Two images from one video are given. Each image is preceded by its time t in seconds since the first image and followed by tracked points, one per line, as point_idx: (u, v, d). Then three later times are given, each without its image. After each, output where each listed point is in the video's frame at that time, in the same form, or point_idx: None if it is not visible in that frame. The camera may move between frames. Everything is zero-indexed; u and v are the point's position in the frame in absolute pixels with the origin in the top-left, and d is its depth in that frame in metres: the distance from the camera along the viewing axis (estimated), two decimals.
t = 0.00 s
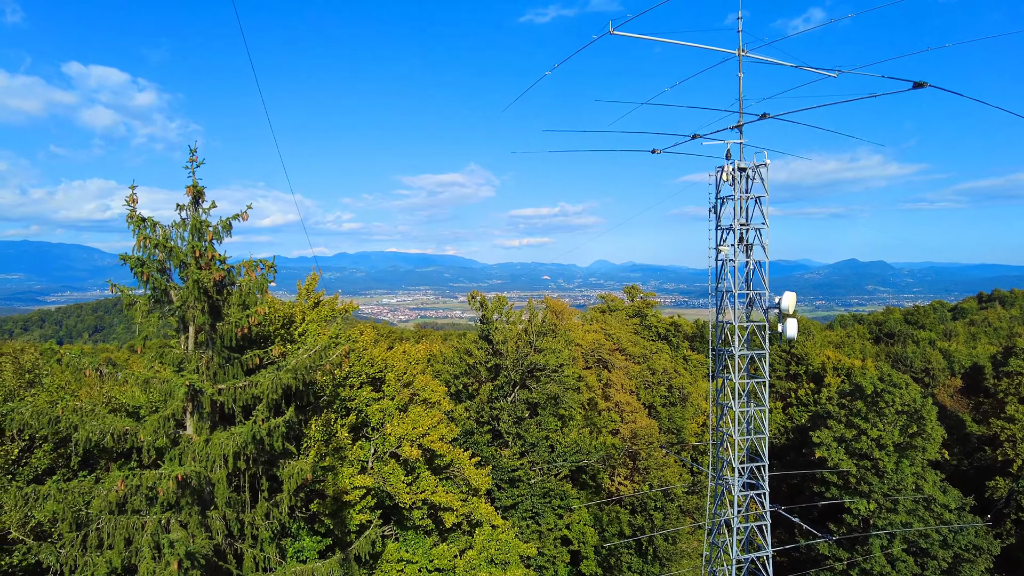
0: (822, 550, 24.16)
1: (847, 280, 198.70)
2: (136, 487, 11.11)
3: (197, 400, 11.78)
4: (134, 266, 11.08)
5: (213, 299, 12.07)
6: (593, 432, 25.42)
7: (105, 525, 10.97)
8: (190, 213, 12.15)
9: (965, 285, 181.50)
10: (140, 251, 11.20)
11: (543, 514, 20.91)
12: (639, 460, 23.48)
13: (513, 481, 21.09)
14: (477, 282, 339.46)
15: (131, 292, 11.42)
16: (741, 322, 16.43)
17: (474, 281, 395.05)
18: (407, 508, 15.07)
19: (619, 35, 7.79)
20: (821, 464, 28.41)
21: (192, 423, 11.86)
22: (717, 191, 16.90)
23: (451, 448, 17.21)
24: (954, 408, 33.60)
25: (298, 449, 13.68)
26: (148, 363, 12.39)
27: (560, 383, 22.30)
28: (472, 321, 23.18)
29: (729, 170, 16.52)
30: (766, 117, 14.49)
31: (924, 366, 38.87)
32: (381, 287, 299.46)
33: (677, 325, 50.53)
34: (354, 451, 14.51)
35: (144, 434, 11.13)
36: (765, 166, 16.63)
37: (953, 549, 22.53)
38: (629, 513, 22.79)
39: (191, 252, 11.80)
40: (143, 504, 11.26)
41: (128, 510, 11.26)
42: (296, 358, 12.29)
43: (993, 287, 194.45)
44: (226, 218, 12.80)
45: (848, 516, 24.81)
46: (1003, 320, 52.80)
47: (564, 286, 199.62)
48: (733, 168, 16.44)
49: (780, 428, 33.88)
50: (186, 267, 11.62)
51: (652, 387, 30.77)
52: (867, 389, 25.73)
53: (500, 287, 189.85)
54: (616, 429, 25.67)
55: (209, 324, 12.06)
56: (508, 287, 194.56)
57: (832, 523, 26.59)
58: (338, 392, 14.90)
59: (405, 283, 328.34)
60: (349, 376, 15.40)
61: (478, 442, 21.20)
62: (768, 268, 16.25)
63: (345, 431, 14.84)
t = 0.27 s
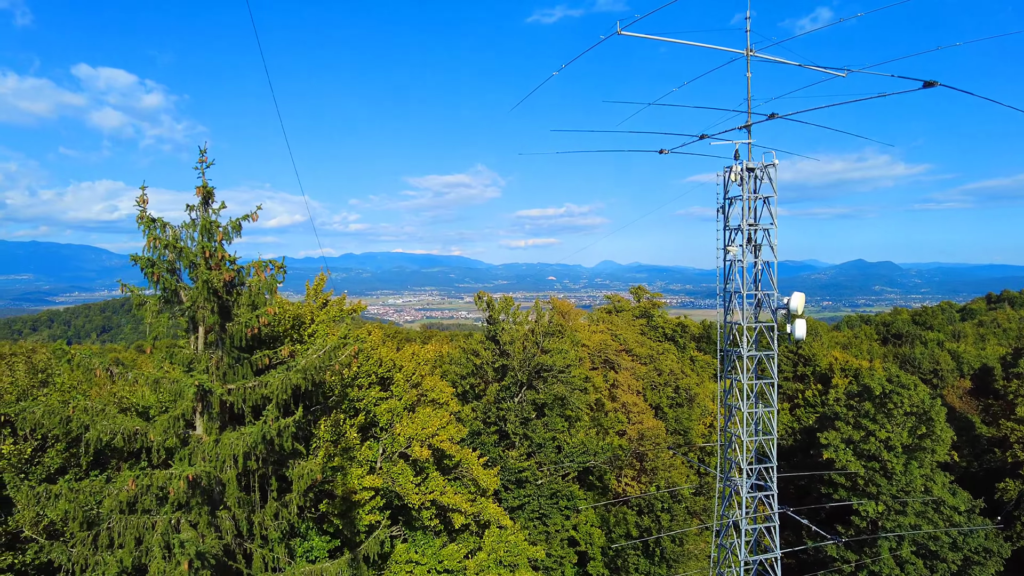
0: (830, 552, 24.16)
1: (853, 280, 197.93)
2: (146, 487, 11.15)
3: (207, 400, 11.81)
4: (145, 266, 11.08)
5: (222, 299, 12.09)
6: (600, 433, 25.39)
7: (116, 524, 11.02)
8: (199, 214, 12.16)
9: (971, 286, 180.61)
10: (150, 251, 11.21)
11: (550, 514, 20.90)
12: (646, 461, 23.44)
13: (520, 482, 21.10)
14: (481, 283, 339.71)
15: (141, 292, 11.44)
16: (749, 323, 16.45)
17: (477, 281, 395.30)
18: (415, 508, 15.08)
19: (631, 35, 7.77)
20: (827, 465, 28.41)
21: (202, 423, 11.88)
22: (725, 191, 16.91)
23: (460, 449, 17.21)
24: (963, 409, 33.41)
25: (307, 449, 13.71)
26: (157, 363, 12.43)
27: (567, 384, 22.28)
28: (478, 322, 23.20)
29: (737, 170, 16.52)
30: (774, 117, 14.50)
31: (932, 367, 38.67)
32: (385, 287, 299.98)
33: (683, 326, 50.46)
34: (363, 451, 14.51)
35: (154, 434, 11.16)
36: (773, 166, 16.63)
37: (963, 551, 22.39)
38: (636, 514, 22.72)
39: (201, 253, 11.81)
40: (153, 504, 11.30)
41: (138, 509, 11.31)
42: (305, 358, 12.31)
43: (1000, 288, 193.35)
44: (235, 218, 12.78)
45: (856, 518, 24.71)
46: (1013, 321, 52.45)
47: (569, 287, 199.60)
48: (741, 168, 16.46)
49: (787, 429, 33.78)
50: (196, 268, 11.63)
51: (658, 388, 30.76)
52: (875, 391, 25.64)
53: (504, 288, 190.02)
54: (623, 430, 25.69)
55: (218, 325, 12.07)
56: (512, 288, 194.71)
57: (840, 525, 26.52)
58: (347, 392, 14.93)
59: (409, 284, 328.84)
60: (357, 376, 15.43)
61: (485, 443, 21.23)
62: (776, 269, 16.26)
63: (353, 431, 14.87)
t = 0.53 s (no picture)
0: (840, 554, 24.00)
1: (859, 281, 196.98)
2: (159, 486, 11.21)
3: (219, 400, 11.84)
4: (157, 267, 11.13)
5: (235, 300, 12.11)
6: (609, 434, 25.38)
7: (129, 523, 11.08)
8: (212, 214, 12.20)
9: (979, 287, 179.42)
10: (163, 252, 11.25)
11: (559, 515, 20.89)
12: (654, 462, 23.39)
13: (529, 483, 21.10)
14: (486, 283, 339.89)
15: (153, 292, 11.49)
16: (760, 324, 16.46)
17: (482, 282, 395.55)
18: (426, 509, 15.07)
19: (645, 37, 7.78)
20: (837, 467, 28.27)
21: (214, 423, 11.91)
22: (736, 191, 16.90)
23: (470, 450, 17.23)
24: (974, 411, 33.18)
25: (319, 450, 13.73)
26: (170, 363, 12.47)
27: (576, 385, 22.25)
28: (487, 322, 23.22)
29: (748, 170, 16.53)
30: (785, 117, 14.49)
31: (943, 368, 38.42)
32: (390, 287, 300.84)
33: (692, 327, 50.34)
34: (374, 452, 14.53)
35: (167, 434, 11.21)
36: (784, 166, 16.61)
37: (974, 554, 22.42)
38: (644, 515, 22.69)
39: (213, 253, 11.85)
40: (166, 504, 11.35)
41: (151, 509, 11.37)
42: (317, 358, 12.34)
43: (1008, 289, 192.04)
44: (247, 219, 12.81)
45: (867, 520, 24.60)
46: None
47: (574, 287, 199.51)
48: (752, 169, 16.45)
49: (796, 430, 33.64)
50: (208, 268, 11.65)
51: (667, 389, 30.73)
52: (885, 392, 25.54)
53: (510, 288, 190.11)
54: (632, 431, 25.66)
55: (231, 326, 12.09)
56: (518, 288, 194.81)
57: (851, 527, 26.39)
58: (358, 392, 14.97)
59: (414, 284, 329.41)
60: (368, 376, 15.47)
61: (493, 444, 21.24)
62: (786, 269, 16.26)
63: (364, 431, 14.91)
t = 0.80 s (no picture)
0: (853, 558, 23.60)
1: (870, 281, 195.69)
2: (175, 485, 11.29)
3: (234, 400, 11.89)
4: (173, 267, 11.24)
5: (250, 300, 12.16)
6: (618, 435, 25.38)
7: (145, 522, 11.16)
8: (227, 215, 12.27)
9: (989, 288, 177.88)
10: (179, 252, 11.35)
11: (569, 516, 20.87)
12: (664, 464, 23.35)
13: (538, 483, 21.13)
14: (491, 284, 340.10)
15: (169, 292, 11.57)
16: (772, 324, 16.45)
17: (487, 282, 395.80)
18: (438, 509, 15.08)
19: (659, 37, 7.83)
20: (849, 469, 28.13)
21: (229, 423, 11.97)
22: (747, 191, 16.92)
23: (481, 450, 17.25)
24: (988, 413, 32.92)
25: (332, 449, 13.78)
26: (185, 363, 12.55)
27: (585, 385, 22.27)
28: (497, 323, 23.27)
29: (760, 171, 16.54)
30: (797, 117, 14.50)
31: (956, 370, 38.14)
32: (396, 288, 301.92)
33: (701, 328, 50.21)
34: (386, 452, 14.57)
35: (182, 434, 11.27)
36: (795, 166, 16.61)
37: (989, 558, 22.12)
38: (654, 517, 22.67)
39: (229, 254, 11.92)
40: (181, 503, 11.43)
41: (167, 508, 11.46)
42: (331, 359, 12.39)
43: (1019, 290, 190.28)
44: (262, 220, 12.89)
45: (879, 523, 24.45)
46: None
47: (580, 287, 199.35)
48: (763, 169, 16.47)
49: (806, 432, 33.51)
50: (224, 269, 11.73)
51: (677, 390, 30.72)
52: (897, 394, 25.53)
53: (516, 289, 190.25)
54: (642, 432, 25.67)
55: (246, 326, 12.14)
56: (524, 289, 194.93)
57: (862, 530, 26.25)
58: (370, 392, 15.02)
59: (419, 284, 330.36)
60: (380, 376, 15.51)
61: (503, 444, 21.28)
62: (798, 270, 16.21)
63: (377, 431, 14.95)
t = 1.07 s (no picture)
0: (864, 560, 23.63)
1: (878, 282, 194.54)
2: (191, 485, 11.37)
3: (250, 401, 11.94)
4: (190, 268, 11.33)
5: (265, 301, 12.21)
6: (629, 436, 25.39)
7: (161, 521, 11.23)
8: (242, 216, 12.33)
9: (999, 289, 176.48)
10: (195, 253, 11.44)
11: (579, 517, 20.83)
12: (675, 465, 23.34)
13: (549, 484, 21.14)
14: (497, 284, 340.43)
15: (185, 292, 11.65)
16: (784, 325, 16.43)
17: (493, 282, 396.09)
18: (450, 509, 15.09)
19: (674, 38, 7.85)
20: (861, 471, 28.01)
21: (244, 423, 12.03)
22: (759, 191, 16.92)
23: (493, 450, 17.29)
24: (1002, 416, 32.66)
25: (346, 450, 13.83)
26: (200, 363, 12.62)
27: (595, 386, 22.29)
28: (507, 323, 23.31)
29: (772, 171, 16.51)
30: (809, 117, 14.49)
31: (969, 372, 37.88)
32: (402, 288, 302.86)
33: (711, 328, 50.10)
34: (399, 452, 14.61)
35: (198, 434, 11.33)
36: (807, 166, 16.60)
37: (1004, 562, 21.91)
38: (664, 518, 22.64)
39: (244, 255, 11.99)
40: (197, 503, 11.50)
41: (182, 507, 11.53)
42: (346, 359, 12.44)
43: None
44: (277, 221, 12.96)
45: (891, 525, 24.30)
46: None
47: (586, 287, 199.32)
48: (775, 169, 16.47)
49: (817, 433, 33.38)
50: (239, 269, 11.80)
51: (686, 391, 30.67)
52: (910, 395, 25.53)
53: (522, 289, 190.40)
54: (652, 434, 25.71)
55: (261, 326, 12.17)
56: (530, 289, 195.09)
57: (874, 532, 26.13)
58: (383, 393, 15.08)
59: (425, 284, 331.31)
60: (393, 376, 15.57)
61: (513, 445, 21.33)
62: (811, 270, 16.14)
63: (389, 431, 15.00)
